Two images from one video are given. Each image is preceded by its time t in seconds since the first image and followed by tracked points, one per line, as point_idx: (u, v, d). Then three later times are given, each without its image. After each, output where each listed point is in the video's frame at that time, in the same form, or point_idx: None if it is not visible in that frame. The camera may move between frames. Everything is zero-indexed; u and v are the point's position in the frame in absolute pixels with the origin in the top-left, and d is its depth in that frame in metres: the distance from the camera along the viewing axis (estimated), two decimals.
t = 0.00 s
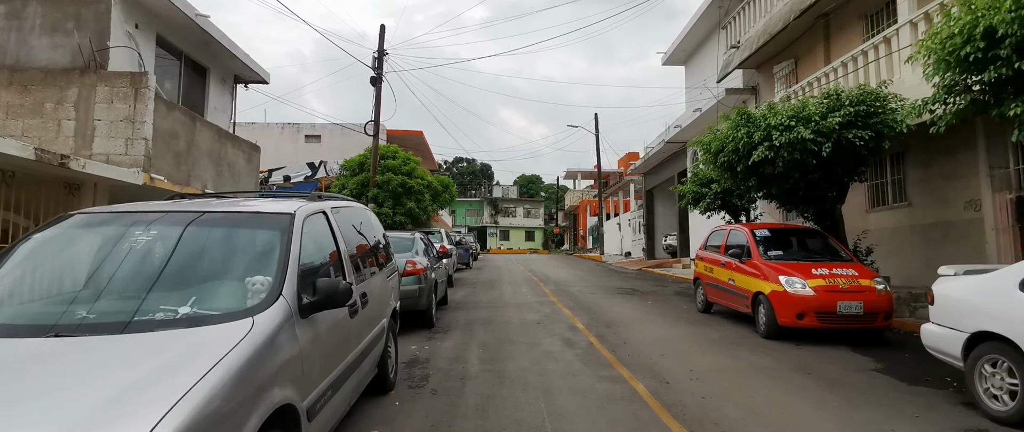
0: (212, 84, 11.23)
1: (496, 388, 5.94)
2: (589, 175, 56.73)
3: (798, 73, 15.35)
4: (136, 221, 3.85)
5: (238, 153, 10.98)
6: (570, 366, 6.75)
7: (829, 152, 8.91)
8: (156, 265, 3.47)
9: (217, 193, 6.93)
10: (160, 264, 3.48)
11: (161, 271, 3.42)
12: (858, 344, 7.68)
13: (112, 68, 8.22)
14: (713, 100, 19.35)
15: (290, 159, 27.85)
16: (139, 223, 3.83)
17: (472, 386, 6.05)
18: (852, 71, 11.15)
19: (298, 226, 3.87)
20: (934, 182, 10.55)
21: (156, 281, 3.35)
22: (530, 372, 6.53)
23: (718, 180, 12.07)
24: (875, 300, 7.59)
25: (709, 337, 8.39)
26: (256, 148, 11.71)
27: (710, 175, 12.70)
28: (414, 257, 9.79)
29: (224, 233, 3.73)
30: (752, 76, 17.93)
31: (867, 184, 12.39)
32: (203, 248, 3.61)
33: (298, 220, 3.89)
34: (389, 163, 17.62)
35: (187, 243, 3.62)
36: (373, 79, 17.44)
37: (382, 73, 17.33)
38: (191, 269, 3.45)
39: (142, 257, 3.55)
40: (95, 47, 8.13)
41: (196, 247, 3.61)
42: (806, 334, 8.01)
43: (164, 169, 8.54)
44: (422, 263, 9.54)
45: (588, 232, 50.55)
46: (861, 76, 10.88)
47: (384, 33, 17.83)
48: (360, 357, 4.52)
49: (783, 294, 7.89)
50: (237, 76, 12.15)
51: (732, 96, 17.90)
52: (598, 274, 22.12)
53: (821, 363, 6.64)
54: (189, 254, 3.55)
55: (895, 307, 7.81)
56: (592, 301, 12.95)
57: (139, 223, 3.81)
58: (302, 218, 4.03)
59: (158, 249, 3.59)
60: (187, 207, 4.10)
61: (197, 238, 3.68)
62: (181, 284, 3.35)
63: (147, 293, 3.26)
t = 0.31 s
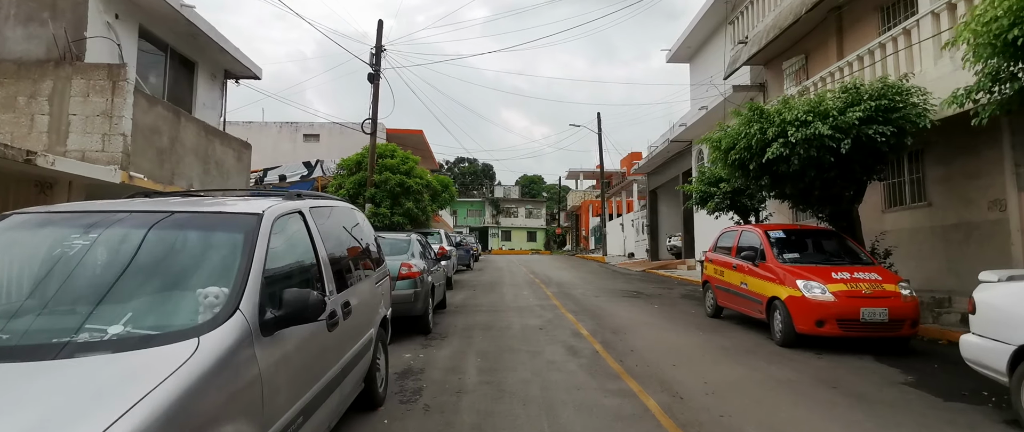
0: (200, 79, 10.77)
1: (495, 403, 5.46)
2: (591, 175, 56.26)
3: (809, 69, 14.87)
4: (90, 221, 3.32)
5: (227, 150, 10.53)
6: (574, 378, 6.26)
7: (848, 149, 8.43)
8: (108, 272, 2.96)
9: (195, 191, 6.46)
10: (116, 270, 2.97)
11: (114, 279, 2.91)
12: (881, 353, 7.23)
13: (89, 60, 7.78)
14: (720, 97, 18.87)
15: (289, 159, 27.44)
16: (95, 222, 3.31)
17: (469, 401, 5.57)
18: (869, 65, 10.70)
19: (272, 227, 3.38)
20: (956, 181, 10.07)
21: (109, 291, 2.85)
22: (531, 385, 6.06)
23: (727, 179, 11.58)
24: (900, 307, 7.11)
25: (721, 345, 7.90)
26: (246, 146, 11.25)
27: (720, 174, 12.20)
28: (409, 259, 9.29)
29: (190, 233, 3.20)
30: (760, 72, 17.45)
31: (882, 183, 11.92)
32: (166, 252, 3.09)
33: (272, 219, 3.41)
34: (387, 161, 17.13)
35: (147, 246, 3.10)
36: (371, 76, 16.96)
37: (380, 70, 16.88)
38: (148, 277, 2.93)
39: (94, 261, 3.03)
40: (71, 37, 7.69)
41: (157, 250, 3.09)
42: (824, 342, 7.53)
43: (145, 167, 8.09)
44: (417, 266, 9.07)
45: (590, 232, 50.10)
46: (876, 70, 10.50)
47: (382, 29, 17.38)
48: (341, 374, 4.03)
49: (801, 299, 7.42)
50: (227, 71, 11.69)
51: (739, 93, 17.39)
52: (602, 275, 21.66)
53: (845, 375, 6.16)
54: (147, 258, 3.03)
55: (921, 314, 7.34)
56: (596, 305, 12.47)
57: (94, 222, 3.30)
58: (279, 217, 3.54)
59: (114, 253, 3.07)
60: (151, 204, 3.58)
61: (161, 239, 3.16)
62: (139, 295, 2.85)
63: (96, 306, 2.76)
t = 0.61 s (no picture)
0: (185, 73, 10.28)
1: (491, 423, 4.93)
2: (592, 175, 55.72)
3: (821, 64, 14.37)
4: (26, 223, 2.78)
5: (213, 147, 10.03)
6: (579, 394, 5.75)
7: (870, 145, 7.91)
8: (38, 284, 2.41)
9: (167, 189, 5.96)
10: (46, 281, 2.43)
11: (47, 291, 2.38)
12: (909, 365, 6.72)
13: (60, 50, 7.32)
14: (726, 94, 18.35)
15: (285, 158, 26.96)
16: (32, 224, 2.76)
17: (463, 421, 5.05)
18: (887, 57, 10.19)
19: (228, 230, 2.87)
20: (980, 179, 9.55)
21: (36, 306, 2.31)
22: (532, 402, 5.54)
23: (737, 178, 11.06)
24: (930, 315, 6.61)
25: (736, 355, 7.38)
26: (234, 143, 10.75)
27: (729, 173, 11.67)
28: (403, 263, 8.79)
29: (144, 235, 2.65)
30: (768, 68, 16.94)
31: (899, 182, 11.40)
32: (112, 259, 2.54)
33: (229, 221, 2.90)
34: (384, 160, 16.61)
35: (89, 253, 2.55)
36: (367, 72, 16.48)
37: (376, 66, 16.39)
38: (86, 290, 2.40)
39: (22, 270, 2.48)
40: (40, 26, 7.21)
41: (100, 258, 2.53)
42: (847, 352, 7.01)
43: (120, 164, 7.60)
44: (411, 269, 8.56)
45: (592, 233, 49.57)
46: (895, 63, 9.99)
47: (379, 24, 16.90)
48: (314, 398, 3.52)
49: (822, 305, 6.91)
50: (215, 65, 11.20)
51: (746, 89, 16.89)
52: (605, 277, 21.15)
53: (876, 391, 5.63)
54: (89, 267, 2.48)
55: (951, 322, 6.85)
56: (600, 310, 11.94)
57: (32, 224, 2.76)
58: (237, 219, 3.03)
59: (50, 261, 2.53)
60: (102, 203, 3.04)
61: (108, 244, 2.61)
62: (73, 313, 2.31)
63: (15, 326, 2.22)
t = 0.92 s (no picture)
0: (171, 64, 9.80)
1: None
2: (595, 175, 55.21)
3: (835, 57, 13.89)
4: None
5: (201, 142, 9.54)
6: (590, 407, 5.23)
7: (898, 138, 7.42)
8: None
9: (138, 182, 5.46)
10: None
11: None
12: (946, 375, 6.21)
13: (31, 36, 6.85)
14: (735, 89, 17.84)
15: (283, 157, 26.46)
16: None
17: None
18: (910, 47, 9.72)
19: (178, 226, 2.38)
20: (1009, 175, 9.03)
21: None
22: (538, 416, 5.03)
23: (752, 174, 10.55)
24: (968, 320, 6.13)
25: (756, 362, 6.87)
26: (224, 137, 10.26)
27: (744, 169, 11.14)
28: (400, 264, 8.29)
29: (80, 234, 2.13)
30: (778, 62, 16.44)
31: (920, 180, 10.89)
32: (40, 259, 2.04)
33: (180, 214, 2.41)
34: (382, 157, 16.09)
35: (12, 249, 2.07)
36: (364, 67, 16.00)
37: (374, 60, 15.90)
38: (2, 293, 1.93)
39: None
40: (10, 9, 6.74)
41: (27, 261, 2.03)
42: (877, 360, 6.52)
43: (96, 158, 7.11)
44: (408, 270, 8.07)
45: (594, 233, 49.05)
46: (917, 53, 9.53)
47: (377, 17, 16.42)
48: (290, 421, 3.03)
49: (850, 310, 6.41)
50: (204, 57, 10.72)
51: (755, 84, 16.37)
52: (609, 278, 20.63)
53: (915, 406, 5.13)
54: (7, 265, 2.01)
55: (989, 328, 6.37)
56: (607, 313, 11.44)
57: None
58: (191, 213, 2.54)
59: None
60: (46, 191, 2.55)
61: (35, 245, 2.10)
62: None
63: None
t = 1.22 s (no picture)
0: (157, 58, 9.36)
1: None
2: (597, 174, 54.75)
3: (849, 52, 13.42)
4: None
5: (189, 139, 9.10)
6: (600, 427, 4.78)
7: (928, 134, 6.94)
8: None
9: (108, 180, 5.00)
10: None
11: None
12: (982, 388, 5.76)
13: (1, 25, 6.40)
14: (744, 86, 17.36)
15: (281, 156, 26.01)
16: None
17: None
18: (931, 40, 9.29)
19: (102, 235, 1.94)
20: None
21: None
22: None
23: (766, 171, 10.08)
24: (1008, 330, 5.69)
25: (777, 374, 6.41)
26: (213, 135, 9.82)
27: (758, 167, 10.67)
28: (396, 268, 7.82)
29: None
30: (789, 58, 15.96)
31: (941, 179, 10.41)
32: None
33: (105, 218, 1.97)
34: (381, 156, 15.64)
35: None
36: (362, 63, 15.55)
37: (373, 56, 15.45)
38: None
39: None
40: None
41: None
42: (908, 373, 6.07)
43: (71, 156, 6.66)
44: (404, 275, 7.61)
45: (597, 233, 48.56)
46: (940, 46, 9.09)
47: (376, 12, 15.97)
48: None
49: (879, 318, 5.97)
50: (194, 51, 10.28)
51: (765, 81, 15.89)
52: (613, 280, 20.16)
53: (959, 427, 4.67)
54: None
55: None
56: (614, 318, 10.98)
57: None
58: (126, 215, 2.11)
59: None
60: None
61: None
62: None
63: None
